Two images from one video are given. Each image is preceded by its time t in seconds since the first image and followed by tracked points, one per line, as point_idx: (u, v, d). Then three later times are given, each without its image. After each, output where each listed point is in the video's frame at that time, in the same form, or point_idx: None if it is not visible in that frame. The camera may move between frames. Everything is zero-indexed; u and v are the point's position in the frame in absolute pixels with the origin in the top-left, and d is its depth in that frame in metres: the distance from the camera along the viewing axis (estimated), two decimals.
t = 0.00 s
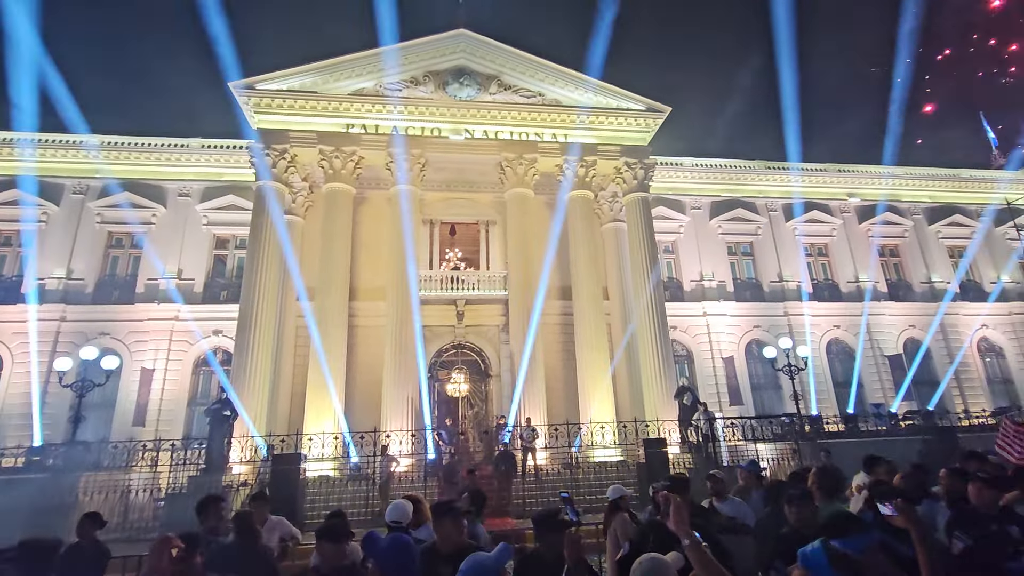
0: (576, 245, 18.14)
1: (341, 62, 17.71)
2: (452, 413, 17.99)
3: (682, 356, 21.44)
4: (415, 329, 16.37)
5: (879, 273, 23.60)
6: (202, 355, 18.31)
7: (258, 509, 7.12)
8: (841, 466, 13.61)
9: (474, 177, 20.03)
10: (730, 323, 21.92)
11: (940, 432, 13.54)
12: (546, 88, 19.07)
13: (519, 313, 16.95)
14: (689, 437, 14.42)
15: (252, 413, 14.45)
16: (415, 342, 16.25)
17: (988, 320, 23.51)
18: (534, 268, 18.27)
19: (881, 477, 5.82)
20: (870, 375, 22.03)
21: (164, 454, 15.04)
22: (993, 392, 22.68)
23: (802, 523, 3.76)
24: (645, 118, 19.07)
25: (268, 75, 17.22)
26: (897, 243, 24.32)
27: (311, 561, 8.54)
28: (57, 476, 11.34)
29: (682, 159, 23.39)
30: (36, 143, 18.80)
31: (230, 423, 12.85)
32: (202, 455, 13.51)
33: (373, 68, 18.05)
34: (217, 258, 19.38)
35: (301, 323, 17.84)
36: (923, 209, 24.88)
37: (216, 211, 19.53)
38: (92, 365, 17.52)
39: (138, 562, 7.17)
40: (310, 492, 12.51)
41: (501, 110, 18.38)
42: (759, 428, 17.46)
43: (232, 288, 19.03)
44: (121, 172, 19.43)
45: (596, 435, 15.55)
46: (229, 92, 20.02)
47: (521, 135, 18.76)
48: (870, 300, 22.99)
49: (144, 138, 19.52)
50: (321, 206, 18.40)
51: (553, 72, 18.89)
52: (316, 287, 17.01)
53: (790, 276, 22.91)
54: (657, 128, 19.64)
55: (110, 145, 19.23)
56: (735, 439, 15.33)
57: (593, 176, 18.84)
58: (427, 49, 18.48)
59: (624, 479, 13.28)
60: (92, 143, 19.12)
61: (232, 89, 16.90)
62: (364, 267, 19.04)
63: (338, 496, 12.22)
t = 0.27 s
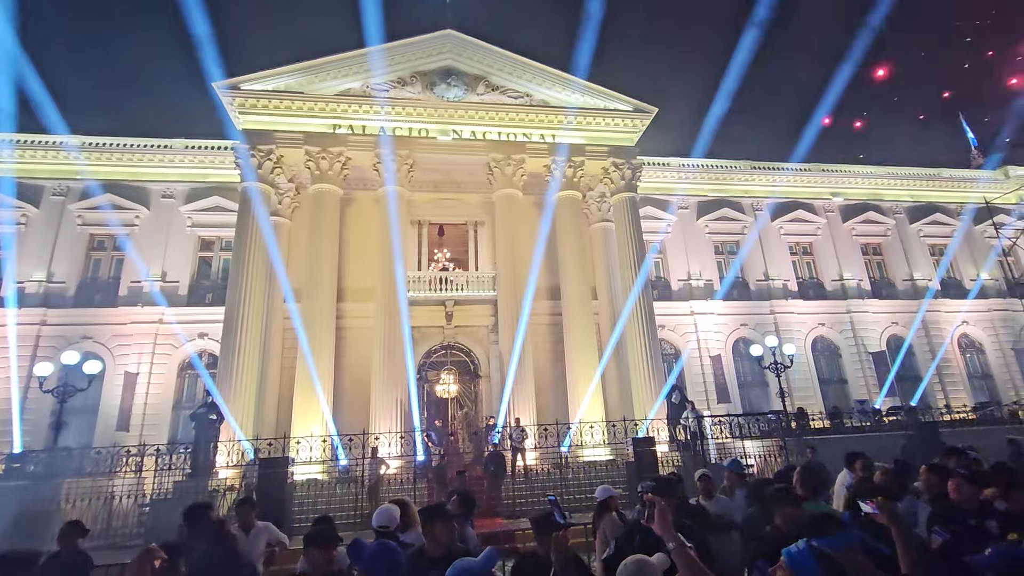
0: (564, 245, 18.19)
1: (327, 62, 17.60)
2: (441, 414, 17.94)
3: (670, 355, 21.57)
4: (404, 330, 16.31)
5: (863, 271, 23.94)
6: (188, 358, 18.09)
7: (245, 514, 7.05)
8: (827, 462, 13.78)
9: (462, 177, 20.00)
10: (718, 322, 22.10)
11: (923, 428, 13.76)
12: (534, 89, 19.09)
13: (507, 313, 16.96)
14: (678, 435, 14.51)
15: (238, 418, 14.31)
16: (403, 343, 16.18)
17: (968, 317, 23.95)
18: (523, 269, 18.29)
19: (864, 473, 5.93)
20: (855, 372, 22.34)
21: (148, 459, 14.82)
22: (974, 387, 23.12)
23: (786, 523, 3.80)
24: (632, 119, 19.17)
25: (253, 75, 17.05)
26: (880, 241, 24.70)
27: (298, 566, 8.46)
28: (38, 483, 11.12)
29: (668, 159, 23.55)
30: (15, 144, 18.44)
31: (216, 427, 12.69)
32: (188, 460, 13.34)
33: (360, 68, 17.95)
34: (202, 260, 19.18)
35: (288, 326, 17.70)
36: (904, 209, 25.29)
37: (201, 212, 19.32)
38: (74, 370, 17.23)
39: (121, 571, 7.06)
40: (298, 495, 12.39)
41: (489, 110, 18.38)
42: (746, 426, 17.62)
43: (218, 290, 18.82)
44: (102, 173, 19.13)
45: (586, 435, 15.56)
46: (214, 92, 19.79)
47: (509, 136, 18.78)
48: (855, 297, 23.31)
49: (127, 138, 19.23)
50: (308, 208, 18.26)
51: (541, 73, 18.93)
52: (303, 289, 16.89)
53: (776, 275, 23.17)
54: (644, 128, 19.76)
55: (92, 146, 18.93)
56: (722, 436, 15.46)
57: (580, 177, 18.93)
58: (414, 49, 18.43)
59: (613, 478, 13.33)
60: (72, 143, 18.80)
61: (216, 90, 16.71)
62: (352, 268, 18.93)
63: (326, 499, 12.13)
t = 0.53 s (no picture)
0: (556, 244, 18.20)
1: (319, 60, 17.50)
2: (434, 414, 17.92)
3: (662, 354, 21.65)
4: (395, 329, 16.27)
5: (852, 271, 24.17)
6: (177, 358, 17.93)
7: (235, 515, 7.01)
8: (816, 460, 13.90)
9: (454, 176, 19.96)
10: (709, 321, 22.22)
11: (910, 426, 13.90)
12: (526, 88, 19.10)
13: (499, 312, 16.96)
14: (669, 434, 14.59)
15: (229, 418, 14.22)
16: (395, 343, 16.13)
17: (955, 316, 24.24)
18: (515, 268, 18.29)
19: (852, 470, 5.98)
20: (844, 371, 22.55)
21: (137, 459, 14.68)
22: (960, 385, 23.41)
23: (775, 521, 3.82)
24: (624, 118, 19.23)
25: (244, 72, 16.91)
26: (868, 241, 24.94)
27: (288, 567, 8.42)
28: (24, 485, 10.98)
29: (660, 159, 23.65)
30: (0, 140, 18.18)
31: (205, 427, 12.59)
32: (177, 460, 13.23)
33: (352, 66, 17.86)
34: (191, 258, 19.01)
35: (279, 325, 17.59)
36: (893, 209, 25.54)
37: (190, 210, 19.13)
38: (61, 370, 17.03)
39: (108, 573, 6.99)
40: (289, 496, 12.33)
41: (482, 109, 18.35)
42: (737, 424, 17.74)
43: (207, 289, 18.67)
44: (90, 170, 18.90)
45: (578, 434, 15.56)
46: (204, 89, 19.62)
47: (501, 135, 18.76)
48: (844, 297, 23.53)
49: (114, 135, 19.01)
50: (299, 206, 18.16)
51: (533, 72, 18.93)
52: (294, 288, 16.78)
53: (766, 274, 23.33)
54: (636, 128, 19.81)
55: (78, 143, 18.71)
56: (713, 435, 15.56)
57: (573, 176, 18.94)
58: (406, 47, 18.36)
59: (605, 477, 13.37)
60: (59, 140, 18.56)
61: (206, 87, 16.56)
62: (344, 267, 18.84)
63: (318, 499, 12.08)
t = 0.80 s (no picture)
0: (553, 242, 18.20)
1: (316, 55, 17.42)
2: (430, 411, 17.91)
3: (658, 353, 21.68)
4: (392, 326, 16.24)
5: (847, 272, 24.26)
6: (172, 354, 17.85)
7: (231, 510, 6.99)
8: (810, 459, 13.97)
9: (452, 174, 19.91)
10: (705, 320, 22.27)
11: (904, 426, 13.98)
12: (524, 86, 19.06)
13: (496, 310, 16.96)
14: (664, 433, 14.62)
15: (224, 414, 14.16)
16: (392, 340, 16.10)
17: (949, 317, 24.38)
18: (512, 266, 18.28)
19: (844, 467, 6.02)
20: (838, 371, 22.66)
21: (131, 455, 14.61)
22: (953, 386, 23.55)
23: (769, 521, 3.78)
24: (622, 117, 19.23)
25: (240, 67, 16.82)
26: (864, 242, 25.03)
27: (283, 564, 8.41)
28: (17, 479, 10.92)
29: (658, 158, 23.67)
30: None
31: (201, 423, 12.53)
32: (171, 456, 13.18)
33: (349, 62, 17.79)
34: (187, 254, 18.93)
35: (275, 321, 17.53)
36: (889, 210, 25.63)
37: (185, 206, 19.02)
38: (55, 365, 16.94)
39: (104, 569, 6.99)
40: (284, 492, 12.32)
41: (479, 106, 18.32)
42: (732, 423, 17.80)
43: (203, 285, 18.60)
44: (85, 164, 18.79)
45: (573, 432, 15.57)
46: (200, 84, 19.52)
47: (499, 132, 18.74)
48: (839, 297, 23.62)
49: (110, 129, 18.90)
50: (295, 202, 18.10)
51: (531, 70, 18.89)
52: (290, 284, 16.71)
53: (762, 274, 23.39)
54: (633, 127, 19.81)
55: (74, 137, 18.59)
56: (708, 434, 15.61)
57: (570, 175, 18.92)
58: (404, 44, 18.30)
59: (600, 475, 13.40)
60: (54, 134, 18.45)
61: (202, 82, 16.46)
62: (340, 264, 18.79)
63: (313, 496, 12.07)
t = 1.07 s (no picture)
0: (553, 240, 18.19)
1: (317, 50, 17.37)
2: (428, 408, 17.90)
3: (656, 352, 21.69)
4: (391, 322, 16.23)
5: (847, 273, 24.28)
6: (170, 348, 17.83)
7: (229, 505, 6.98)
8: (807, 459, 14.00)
9: (452, 170, 19.87)
10: (703, 320, 22.28)
11: (900, 427, 14.01)
12: (526, 83, 19.02)
13: (495, 307, 16.95)
14: (662, 431, 14.64)
15: (221, 408, 14.15)
16: (391, 336, 16.09)
17: (947, 319, 24.41)
18: (512, 263, 18.27)
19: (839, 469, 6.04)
20: (836, 371, 22.69)
21: (128, 449, 14.60)
22: (951, 387, 23.60)
23: (768, 521, 3.76)
24: (623, 116, 19.20)
25: (241, 61, 16.76)
26: (863, 243, 25.04)
27: (280, 560, 8.41)
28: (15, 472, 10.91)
29: (658, 157, 23.65)
30: None
31: (199, 417, 12.50)
32: (169, 450, 13.17)
33: (350, 57, 17.74)
34: (186, 248, 18.89)
35: (273, 316, 17.51)
36: (888, 211, 25.64)
37: (185, 200, 18.98)
38: (53, 358, 16.91)
39: (100, 563, 6.98)
40: (282, 487, 12.32)
41: (480, 103, 18.28)
42: (730, 423, 17.83)
43: (202, 279, 18.56)
44: (84, 157, 18.75)
45: (571, 430, 15.51)
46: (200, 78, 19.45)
47: (499, 129, 18.71)
48: (838, 298, 23.63)
49: (110, 122, 18.85)
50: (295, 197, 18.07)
51: (532, 67, 18.86)
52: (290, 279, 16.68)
53: (762, 274, 23.40)
54: (634, 126, 19.79)
55: (73, 129, 18.53)
56: (705, 433, 15.63)
57: (571, 173, 18.89)
58: (405, 40, 18.26)
59: (598, 473, 13.42)
60: (54, 126, 18.40)
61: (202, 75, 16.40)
62: (339, 259, 18.76)
63: (311, 492, 12.09)
